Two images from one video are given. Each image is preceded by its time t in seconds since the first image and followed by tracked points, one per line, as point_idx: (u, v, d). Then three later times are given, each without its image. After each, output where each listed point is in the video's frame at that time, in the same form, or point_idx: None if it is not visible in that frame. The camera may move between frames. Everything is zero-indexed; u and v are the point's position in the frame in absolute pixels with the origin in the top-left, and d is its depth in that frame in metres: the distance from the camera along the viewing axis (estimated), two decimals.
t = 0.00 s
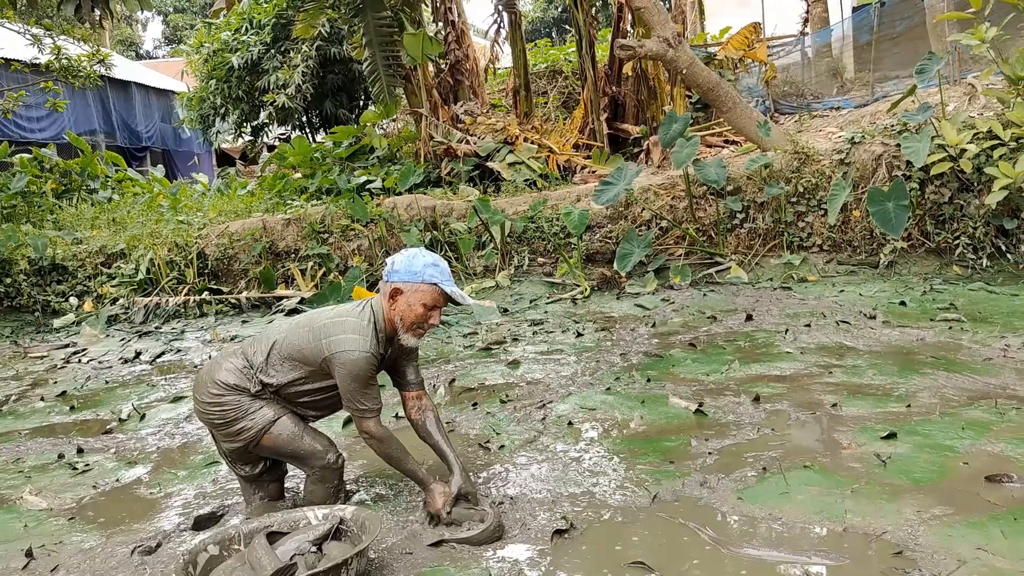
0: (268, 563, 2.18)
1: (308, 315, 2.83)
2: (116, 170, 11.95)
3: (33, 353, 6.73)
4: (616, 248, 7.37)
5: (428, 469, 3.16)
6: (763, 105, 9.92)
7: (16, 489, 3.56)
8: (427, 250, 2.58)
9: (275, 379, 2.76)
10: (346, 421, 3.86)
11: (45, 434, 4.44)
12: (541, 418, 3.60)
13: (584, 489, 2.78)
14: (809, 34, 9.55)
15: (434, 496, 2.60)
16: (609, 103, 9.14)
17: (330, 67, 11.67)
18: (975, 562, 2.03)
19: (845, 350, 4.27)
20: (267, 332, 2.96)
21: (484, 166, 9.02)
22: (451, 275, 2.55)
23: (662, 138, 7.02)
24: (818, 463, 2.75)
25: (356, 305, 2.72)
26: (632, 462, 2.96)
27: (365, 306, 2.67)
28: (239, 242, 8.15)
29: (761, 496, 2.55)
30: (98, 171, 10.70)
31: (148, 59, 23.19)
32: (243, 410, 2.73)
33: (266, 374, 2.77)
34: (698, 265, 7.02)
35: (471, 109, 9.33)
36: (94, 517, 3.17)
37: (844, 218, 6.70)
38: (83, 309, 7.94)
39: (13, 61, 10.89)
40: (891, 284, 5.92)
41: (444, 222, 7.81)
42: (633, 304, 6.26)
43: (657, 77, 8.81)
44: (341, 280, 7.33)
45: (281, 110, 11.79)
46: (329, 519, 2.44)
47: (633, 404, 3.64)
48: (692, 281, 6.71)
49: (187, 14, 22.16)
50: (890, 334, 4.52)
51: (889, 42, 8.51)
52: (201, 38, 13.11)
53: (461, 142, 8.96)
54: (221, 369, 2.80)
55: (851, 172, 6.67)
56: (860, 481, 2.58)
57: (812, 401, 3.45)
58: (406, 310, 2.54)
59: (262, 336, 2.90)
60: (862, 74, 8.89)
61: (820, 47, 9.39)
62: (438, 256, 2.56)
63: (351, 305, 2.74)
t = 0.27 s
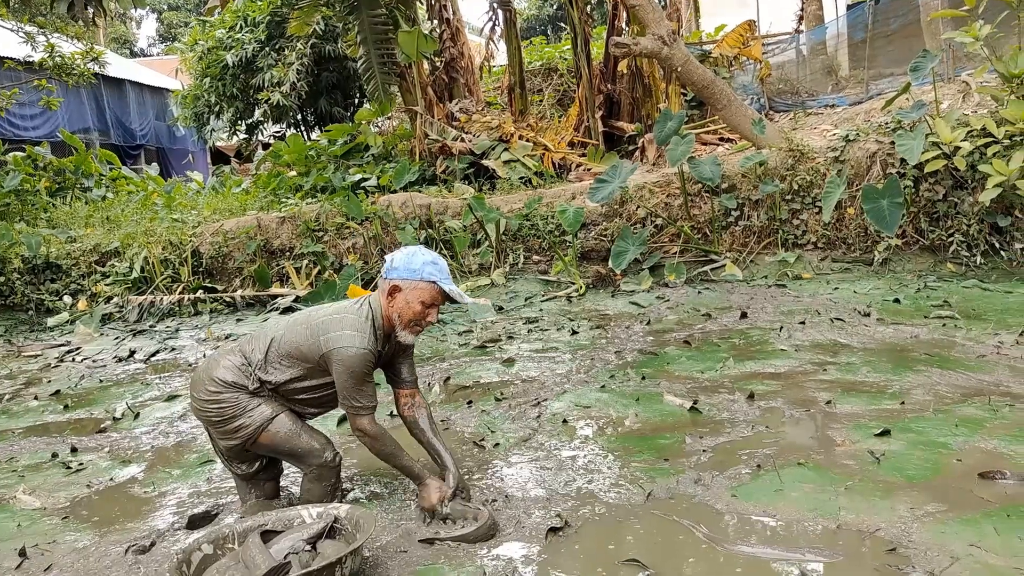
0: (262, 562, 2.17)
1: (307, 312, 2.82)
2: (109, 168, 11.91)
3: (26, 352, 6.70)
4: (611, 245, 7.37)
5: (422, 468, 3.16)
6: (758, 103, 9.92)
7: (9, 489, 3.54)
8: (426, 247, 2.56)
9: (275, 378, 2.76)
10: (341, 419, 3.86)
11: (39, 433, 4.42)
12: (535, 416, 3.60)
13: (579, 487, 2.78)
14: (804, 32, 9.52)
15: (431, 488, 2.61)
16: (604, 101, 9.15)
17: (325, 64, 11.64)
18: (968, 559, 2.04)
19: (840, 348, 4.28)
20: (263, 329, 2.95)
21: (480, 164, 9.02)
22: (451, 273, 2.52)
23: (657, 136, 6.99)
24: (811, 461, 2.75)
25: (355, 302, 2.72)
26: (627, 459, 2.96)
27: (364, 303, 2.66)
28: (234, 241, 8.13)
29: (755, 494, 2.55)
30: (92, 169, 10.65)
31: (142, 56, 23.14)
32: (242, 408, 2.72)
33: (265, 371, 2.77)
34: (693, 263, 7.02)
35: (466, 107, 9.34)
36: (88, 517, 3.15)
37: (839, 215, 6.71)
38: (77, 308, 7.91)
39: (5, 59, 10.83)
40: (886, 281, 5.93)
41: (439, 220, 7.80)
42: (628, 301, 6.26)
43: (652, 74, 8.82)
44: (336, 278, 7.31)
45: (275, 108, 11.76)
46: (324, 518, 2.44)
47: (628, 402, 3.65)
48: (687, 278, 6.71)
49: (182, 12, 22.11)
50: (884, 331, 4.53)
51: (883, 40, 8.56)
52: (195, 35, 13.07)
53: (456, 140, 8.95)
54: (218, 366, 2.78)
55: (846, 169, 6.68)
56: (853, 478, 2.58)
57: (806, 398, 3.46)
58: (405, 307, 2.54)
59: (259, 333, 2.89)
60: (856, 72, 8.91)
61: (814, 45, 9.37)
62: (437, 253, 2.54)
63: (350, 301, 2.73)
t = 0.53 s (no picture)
0: (257, 558, 2.17)
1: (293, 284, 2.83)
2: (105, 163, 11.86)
3: (22, 347, 6.69)
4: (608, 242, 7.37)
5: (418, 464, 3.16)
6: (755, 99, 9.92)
7: (4, 484, 3.53)
8: (405, 212, 2.58)
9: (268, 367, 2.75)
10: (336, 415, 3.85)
11: (34, 428, 4.41)
12: (531, 412, 3.60)
13: (574, 482, 2.77)
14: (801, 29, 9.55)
15: (399, 451, 2.66)
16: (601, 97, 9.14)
17: (322, 60, 11.61)
18: (962, 555, 2.04)
19: (835, 345, 4.28)
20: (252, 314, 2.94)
21: (477, 160, 9.00)
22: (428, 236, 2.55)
23: (655, 132, 7.03)
24: (807, 457, 2.76)
25: (337, 268, 2.75)
26: (622, 455, 2.96)
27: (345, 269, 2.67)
28: (230, 236, 8.11)
29: (750, 490, 2.55)
30: (87, 164, 10.62)
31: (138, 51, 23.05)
32: (240, 401, 2.71)
33: (259, 359, 2.76)
34: (690, 259, 7.02)
35: (462, 103, 9.33)
36: (82, 512, 3.14)
37: (835, 212, 6.72)
38: (72, 303, 7.89)
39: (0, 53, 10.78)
40: (881, 278, 5.93)
41: (435, 216, 7.79)
42: (624, 298, 6.26)
43: (650, 71, 8.80)
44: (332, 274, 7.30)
45: (272, 103, 11.72)
46: (319, 514, 2.44)
47: (623, 398, 3.65)
48: (683, 275, 6.71)
49: (179, 7, 22.03)
50: (880, 327, 4.54)
51: (880, 37, 8.57)
52: (191, 31, 13.03)
53: (453, 136, 8.95)
54: (213, 358, 2.77)
55: (842, 166, 6.69)
56: (848, 474, 2.59)
57: (802, 394, 3.46)
58: (382, 270, 2.57)
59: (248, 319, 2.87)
60: (853, 69, 8.91)
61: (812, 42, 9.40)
62: (416, 218, 2.55)
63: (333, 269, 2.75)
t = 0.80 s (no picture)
0: (259, 549, 2.18)
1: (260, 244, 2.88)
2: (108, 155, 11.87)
3: (25, 338, 6.70)
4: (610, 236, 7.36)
5: (419, 457, 3.17)
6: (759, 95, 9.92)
7: (7, 474, 3.55)
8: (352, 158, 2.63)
9: (253, 347, 2.73)
10: (339, 408, 3.86)
11: (37, 419, 4.42)
12: (533, 405, 3.61)
13: (576, 476, 2.78)
14: (805, 24, 9.53)
15: (370, 387, 2.63)
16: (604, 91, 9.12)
17: (325, 52, 11.60)
18: (963, 550, 2.04)
19: (838, 340, 4.28)
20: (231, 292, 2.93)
21: (479, 154, 8.99)
22: (371, 179, 2.56)
23: (657, 127, 6.99)
24: (808, 452, 2.76)
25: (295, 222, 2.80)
26: (624, 449, 2.97)
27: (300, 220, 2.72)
28: (233, 229, 8.11)
29: (751, 484, 2.56)
30: (90, 155, 10.62)
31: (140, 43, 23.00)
32: (235, 393, 2.71)
33: (246, 344, 2.75)
34: (692, 254, 7.01)
35: (466, 96, 9.32)
36: (85, 503, 3.16)
37: (838, 208, 6.70)
38: (75, 295, 7.91)
39: (3, 44, 10.77)
40: (884, 274, 5.92)
41: (438, 209, 7.79)
42: (626, 292, 6.25)
43: (653, 65, 8.77)
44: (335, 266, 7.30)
45: (275, 96, 11.71)
46: (320, 505, 2.45)
47: (625, 392, 3.65)
48: (685, 270, 6.70)
49: None
50: (882, 323, 4.54)
51: (885, 32, 8.54)
52: (194, 23, 13.01)
53: (456, 130, 8.94)
54: (201, 349, 2.76)
55: (846, 161, 6.67)
56: (849, 469, 2.59)
57: (803, 390, 3.46)
58: (327, 216, 2.62)
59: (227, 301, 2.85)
60: (857, 64, 8.89)
61: (816, 37, 9.39)
62: (360, 163, 2.59)
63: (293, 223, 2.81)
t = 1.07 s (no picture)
0: (269, 536, 2.20)
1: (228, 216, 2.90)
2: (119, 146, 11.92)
3: (36, 327, 6.76)
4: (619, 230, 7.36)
5: (428, 448, 3.18)
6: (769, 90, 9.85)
7: (19, 461, 3.59)
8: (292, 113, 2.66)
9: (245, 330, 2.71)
10: (348, 398, 3.88)
11: (49, 407, 4.47)
12: (541, 398, 3.62)
13: (584, 468, 2.79)
14: (817, 19, 9.49)
15: (325, 337, 2.61)
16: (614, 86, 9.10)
17: (335, 45, 11.62)
18: (971, 546, 2.04)
19: (847, 336, 4.27)
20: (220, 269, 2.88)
21: (489, 147, 8.99)
22: (308, 128, 2.59)
23: (668, 121, 7.00)
24: (816, 446, 2.76)
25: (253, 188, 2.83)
26: (632, 442, 2.97)
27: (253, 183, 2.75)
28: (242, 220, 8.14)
29: (760, 478, 2.56)
30: (101, 146, 10.67)
31: (151, 35, 23.06)
32: (238, 380, 2.72)
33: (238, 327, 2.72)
34: (701, 249, 6.99)
35: (475, 89, 9.32)
36: (96, 489, 3.19)
37: (849, 204, 6.67)
38: (86, 285, 7.96)
39: (16, 35, 10.84)
40: (895, 270, 5.89)
41: (447, 202, 7.80)
42: (635, 287, 6.25)
43: (664, 59, 8.68)
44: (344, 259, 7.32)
45: (285, 88, 11.73)
46: (329, 494, 2.47)
47: (634, 386, 3.66)
48: (694, 265, 6.69)
49: None
50: (892, 320, 4.52)
51: (897, 28, 8.50)
52: (205, 14, 13.04)
53: (465, 123, 8.94)
54: (199, 335, 2.75)
55: (856, 157, 6.64)
56: (858, 464, 2.59)
57: (812, 385, 3.46)
58: (273, 171, 2.63)
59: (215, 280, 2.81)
60: (869, 59, 8.84)
61: (828, 32, 9.35)
62: (298, 115, 2.62)
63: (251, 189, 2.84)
